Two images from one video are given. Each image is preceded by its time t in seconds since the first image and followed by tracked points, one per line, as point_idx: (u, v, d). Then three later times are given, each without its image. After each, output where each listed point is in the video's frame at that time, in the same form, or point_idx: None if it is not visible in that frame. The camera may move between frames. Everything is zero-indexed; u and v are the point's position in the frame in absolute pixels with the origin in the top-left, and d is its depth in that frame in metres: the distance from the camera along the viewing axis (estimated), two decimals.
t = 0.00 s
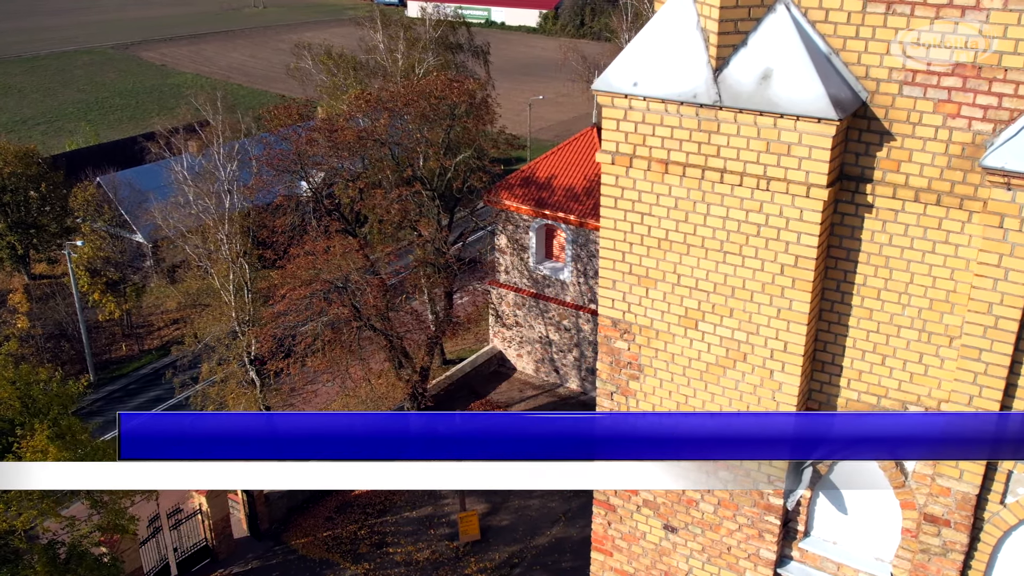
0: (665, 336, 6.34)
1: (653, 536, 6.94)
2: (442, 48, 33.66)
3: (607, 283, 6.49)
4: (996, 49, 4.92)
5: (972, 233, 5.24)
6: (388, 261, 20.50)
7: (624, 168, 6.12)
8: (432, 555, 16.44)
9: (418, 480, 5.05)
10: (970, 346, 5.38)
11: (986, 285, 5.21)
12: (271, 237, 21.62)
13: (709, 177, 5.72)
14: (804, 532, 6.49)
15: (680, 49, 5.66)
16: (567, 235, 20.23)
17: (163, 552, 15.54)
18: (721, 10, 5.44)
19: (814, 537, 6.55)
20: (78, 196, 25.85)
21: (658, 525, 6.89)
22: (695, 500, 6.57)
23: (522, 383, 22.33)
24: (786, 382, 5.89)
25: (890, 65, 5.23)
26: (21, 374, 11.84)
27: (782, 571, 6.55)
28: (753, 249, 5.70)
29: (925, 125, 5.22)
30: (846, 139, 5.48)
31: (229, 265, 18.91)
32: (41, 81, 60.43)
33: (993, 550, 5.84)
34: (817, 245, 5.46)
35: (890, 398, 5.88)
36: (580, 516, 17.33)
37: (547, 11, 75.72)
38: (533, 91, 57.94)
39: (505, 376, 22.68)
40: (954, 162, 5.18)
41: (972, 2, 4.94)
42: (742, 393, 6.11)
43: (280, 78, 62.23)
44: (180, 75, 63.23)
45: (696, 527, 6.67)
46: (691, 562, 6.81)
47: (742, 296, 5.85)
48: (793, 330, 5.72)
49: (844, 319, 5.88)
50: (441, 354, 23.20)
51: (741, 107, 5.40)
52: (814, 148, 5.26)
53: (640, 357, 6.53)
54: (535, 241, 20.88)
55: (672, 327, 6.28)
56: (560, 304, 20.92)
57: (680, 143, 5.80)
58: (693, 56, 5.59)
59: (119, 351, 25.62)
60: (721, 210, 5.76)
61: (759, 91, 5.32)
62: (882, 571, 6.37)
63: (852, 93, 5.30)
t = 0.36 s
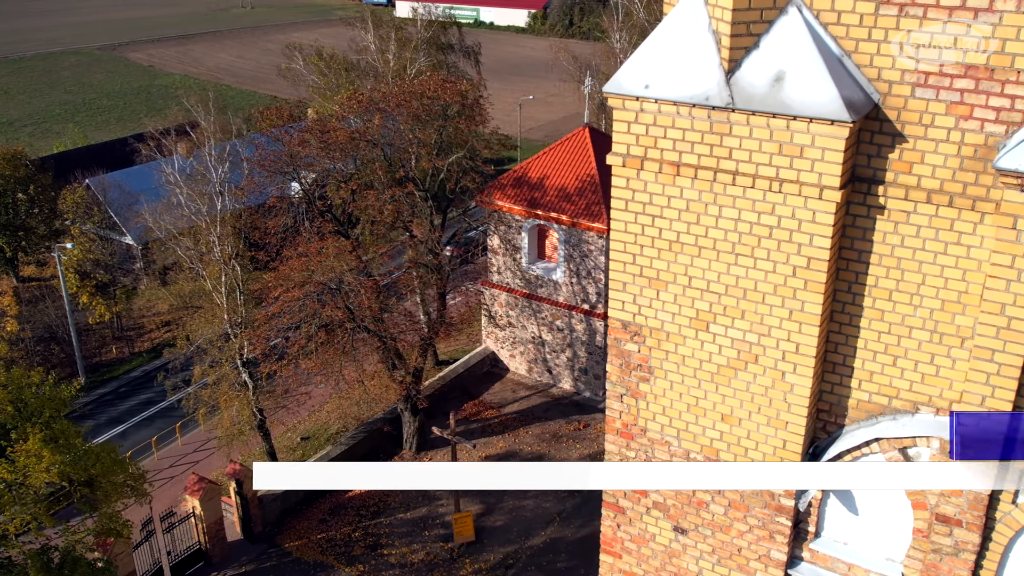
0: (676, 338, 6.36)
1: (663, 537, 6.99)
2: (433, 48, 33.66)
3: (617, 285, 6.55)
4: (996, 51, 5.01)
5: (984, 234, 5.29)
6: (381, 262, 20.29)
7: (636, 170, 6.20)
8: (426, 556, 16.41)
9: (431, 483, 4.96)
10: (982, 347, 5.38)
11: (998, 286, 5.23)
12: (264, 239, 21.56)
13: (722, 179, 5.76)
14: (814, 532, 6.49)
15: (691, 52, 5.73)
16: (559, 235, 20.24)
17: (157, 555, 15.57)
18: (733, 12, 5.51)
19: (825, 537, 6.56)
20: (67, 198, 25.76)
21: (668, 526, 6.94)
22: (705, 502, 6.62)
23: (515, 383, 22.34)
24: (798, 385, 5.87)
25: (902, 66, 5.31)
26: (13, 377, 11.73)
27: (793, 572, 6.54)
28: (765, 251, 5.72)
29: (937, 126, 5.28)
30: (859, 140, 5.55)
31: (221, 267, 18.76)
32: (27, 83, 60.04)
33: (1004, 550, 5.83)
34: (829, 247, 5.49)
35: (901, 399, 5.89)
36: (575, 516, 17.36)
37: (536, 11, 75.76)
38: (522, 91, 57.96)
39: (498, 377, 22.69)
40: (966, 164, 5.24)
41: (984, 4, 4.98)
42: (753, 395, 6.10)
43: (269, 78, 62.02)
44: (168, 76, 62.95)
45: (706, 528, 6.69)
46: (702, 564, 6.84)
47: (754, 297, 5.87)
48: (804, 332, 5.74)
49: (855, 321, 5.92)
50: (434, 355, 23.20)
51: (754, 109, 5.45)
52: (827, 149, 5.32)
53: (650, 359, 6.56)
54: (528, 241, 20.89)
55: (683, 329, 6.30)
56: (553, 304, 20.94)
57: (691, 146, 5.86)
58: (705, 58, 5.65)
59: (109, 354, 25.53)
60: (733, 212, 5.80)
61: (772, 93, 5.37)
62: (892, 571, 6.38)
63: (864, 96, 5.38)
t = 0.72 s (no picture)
0: (687, 340, 6.36)
1: (674, 539, 7.03)
2: (424, 49, 33.63)
3: (629, 287, 6.56)
4: (993, 50, 5.03)
5: (998, 234, 5.30)
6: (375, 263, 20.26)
7: (648, 171, 6.21)
8: (421, 557, 16.37)
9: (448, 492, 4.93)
10: (997, 347, 5.37)
11: (1013, 286, 5.22)
12: (257, 241, 21.49)
13: (734, 181, 5.77)
14: (827, 533, 6.45)
15: (704, 53, 5.71)
16: (552, 235, 20.22)
17: (150, 559, 15.50)
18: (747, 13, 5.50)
19: (838, 538, 6.50)
20: (57, 201, 25.53)
21: (679, 528, 6.97)
22: (716, 503, 6.66)
23: (509, 383, 22.34)
24: (811, 385, 5.87)
25: (917, 68, 5.30)
26: (5, 380, 11.62)
27: (805, 572, 6.52)
28: (779, 252, 5.72)
29: (952, 127, 5.28)
30: (872, 141, 5.56)
31: (214, 269, 18.71)
32: (16, 84, 59.72)
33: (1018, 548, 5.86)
34: (843, 248, 5.48)
35: (914, 400, 5.90)
36: (570, 515, 17.38)
37: (525, 11, 75.82)
38: (513, 91, 58.01)
39: (491, 377, 22.70)
40: (980, 164, 5.24)
41: (1001, 5, 4.94)
42: (766, 396, 6.10)
43: (259, 79, 61.87)
44: (157, 77, 62.75)
45: (717, 530, 6.72)
46: (713, 565, 6.86)
47: (768, 299, 5.86)
48: (818, 333, 5.73)
49: (868, 322, 5.93)
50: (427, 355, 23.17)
51: (768, 111, 5.44)
52: (842, 151, 5.30)
53: (662, 361, 6.56)
54: (521, 241, 20.84)
55: (695, 330, 6.30)
56: (546, 304, 20.94)
57: (704, 148, 5.87)
58: (719, 59, 5.64)
59: (100, 357, 25.41)
60: (746, 214, 5.80)
61: (786, 94, 5.35)
62: (905, 571, 6.30)
63: (879, 97, 5.38)
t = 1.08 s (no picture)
0: (701, 339, 6.46)
1: (686, 538, 7.12)
2: (419, 48, 33.61)
3: (642, 287, 6.64)
4: (995, 49, 5.19)
5: (1013, 232, 5.41)
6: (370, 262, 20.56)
7: (661, 170, 6.29)
8: (418, 558, 16.36)
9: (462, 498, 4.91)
10: (1011, 344, 5.47)
11: None
12: (251, 241, 21.44)
13: (749, 179, 5.85)
14: (839, 531, 6.54)
15: (719, 52, 5.78)
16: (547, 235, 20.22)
17: (146, 562, 15.47)
18: (762, 12, 5.54)
19: (849, 536, 6.61)
20: (48, 202, 25.53)
21: (691, 527, 7.06)
22: (729, 502, 6.74)
23: (504, 384, 22.32)
24: (825, 383, 5.97)
25: (933, 65, 5.40)
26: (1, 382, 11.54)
27: (817, 571, 6.59)
28: (793, 251, 5.81)
29: (967, 125, 5.38)
30: (887, 140, 5.66)
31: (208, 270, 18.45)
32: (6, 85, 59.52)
33: None
34: (858, 247, 5.57)
35: (927, 397, 6.02)
36: (566, 515, 17.40)
37: (517, 10, 75.80)
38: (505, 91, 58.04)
39: (486, 378, 22.67)
40: (994, 163, 5.34)
41: (1016, 4, 5.06)
42: (779, 394, 6.19)
43: (251, 80, 61.75)
44: (148, 77, 62.60)
45: (729, 529, 6.81)
46: (724, 564, 6.95)
47: (782, 298, 5.95)
48: (832, 331, 5.83)
49: (882, 319, 6.04)
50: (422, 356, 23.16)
51: (783, 109, 5.52)
52: (857, 149, 5.39)
53: (674, 360, 6.66)
54: (515, 242, 20.83)
55: (708, 330, 6.40)
56: (541, 304, 20.93)
57: (719, 146, 5.95)
58: (733, 58, 5.71)
59: (93, 358, 25.34)
60: (760, 212, 5.89)
61: (802, 93, 5.43)
62: (917, 569, 6.40)
63: (894, 96, 5.46)
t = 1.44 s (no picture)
0: (715, 341, 6.51)
1: (699, 540, 7.17)
2: (413, 48, 33.60)
3: (656, 288, 6.68)
4: (995, 49, 5.32)
5: None
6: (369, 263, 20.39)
7: (677, 173, 6.33)
8: (415, 559, 16.34)
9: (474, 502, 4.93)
10: None
11: None
12: (247, 243, 21.39)
13: (765, 181, 5.90)
14: (853, 532, 6.61)
15: (734, 55, 5.83)
16: (541, 235, 20.22)
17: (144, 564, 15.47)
18: (779, 15, 5.59)
19: (863, 536, 6.68)
20: (41, 204, 25.56)
21: (705, 528, 7.11)
22: (743, 503, 6.79)
23: (499, 384, 22.33)
24: (840, 385, 6.02)
25: (948, 69, 5.49)
26: None
27: (831, 571, 6.67)
28: (808, 252, 5.86)
29: (982, 127, 5.47)
30: (903, 142, 5.73)
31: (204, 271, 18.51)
32: None
33: None
34: (874, 248, 5.60)
35: (942, 397, 6.11)
36: (563, 515, 17.41)
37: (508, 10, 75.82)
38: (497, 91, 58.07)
39: (482, 378, 22.68)
40: (1010, 165, 5.42)
41: None
42: (794, 396, 6.24)
43: (242, 80, 61.62)
44: (139, 78, 62.39)
45: (743, 530, 6.86)
46: (738, 565, 7.01)
47: (797, 299, 6.01)
48: (847, 333, 5.87)
49: (897, 320, 6.13)
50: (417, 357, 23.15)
51: (800, 111, 5.57)
52: (874, 152, 5.42)
53: (689, 362, 6.70)
54: (510, 242, 20.78)
55: (723, 331, 6.45)
56: (536, 304, 20.93)
57: (734, 148, 6.00)
58: (749, 60, 5.76)
59: (87, 361, 25.26)
60: (776, 215, 5.94)
61: (818, 95, 5.48)
62: (932, 568, 6.47)
63: (910, 97, 5.53)
